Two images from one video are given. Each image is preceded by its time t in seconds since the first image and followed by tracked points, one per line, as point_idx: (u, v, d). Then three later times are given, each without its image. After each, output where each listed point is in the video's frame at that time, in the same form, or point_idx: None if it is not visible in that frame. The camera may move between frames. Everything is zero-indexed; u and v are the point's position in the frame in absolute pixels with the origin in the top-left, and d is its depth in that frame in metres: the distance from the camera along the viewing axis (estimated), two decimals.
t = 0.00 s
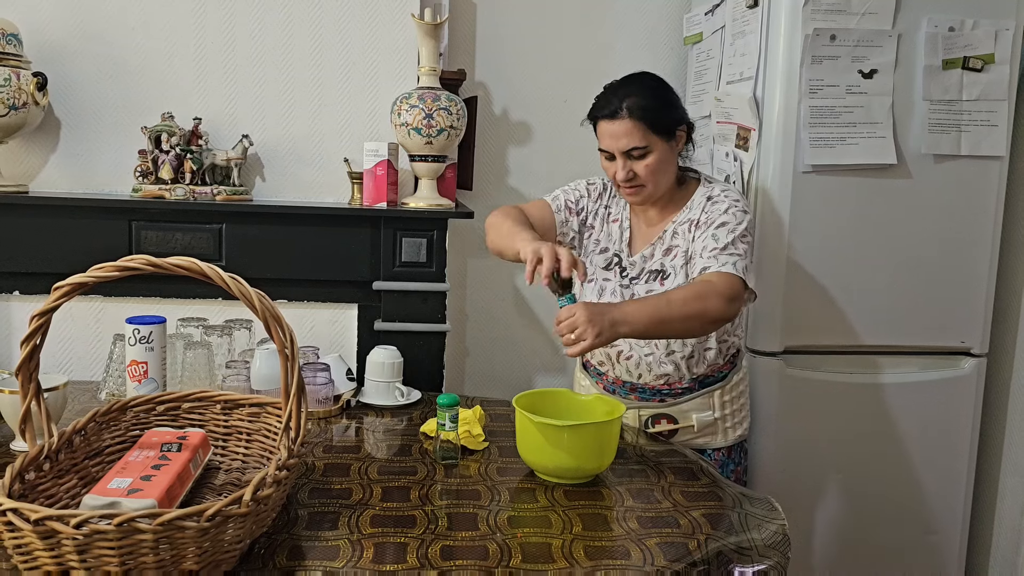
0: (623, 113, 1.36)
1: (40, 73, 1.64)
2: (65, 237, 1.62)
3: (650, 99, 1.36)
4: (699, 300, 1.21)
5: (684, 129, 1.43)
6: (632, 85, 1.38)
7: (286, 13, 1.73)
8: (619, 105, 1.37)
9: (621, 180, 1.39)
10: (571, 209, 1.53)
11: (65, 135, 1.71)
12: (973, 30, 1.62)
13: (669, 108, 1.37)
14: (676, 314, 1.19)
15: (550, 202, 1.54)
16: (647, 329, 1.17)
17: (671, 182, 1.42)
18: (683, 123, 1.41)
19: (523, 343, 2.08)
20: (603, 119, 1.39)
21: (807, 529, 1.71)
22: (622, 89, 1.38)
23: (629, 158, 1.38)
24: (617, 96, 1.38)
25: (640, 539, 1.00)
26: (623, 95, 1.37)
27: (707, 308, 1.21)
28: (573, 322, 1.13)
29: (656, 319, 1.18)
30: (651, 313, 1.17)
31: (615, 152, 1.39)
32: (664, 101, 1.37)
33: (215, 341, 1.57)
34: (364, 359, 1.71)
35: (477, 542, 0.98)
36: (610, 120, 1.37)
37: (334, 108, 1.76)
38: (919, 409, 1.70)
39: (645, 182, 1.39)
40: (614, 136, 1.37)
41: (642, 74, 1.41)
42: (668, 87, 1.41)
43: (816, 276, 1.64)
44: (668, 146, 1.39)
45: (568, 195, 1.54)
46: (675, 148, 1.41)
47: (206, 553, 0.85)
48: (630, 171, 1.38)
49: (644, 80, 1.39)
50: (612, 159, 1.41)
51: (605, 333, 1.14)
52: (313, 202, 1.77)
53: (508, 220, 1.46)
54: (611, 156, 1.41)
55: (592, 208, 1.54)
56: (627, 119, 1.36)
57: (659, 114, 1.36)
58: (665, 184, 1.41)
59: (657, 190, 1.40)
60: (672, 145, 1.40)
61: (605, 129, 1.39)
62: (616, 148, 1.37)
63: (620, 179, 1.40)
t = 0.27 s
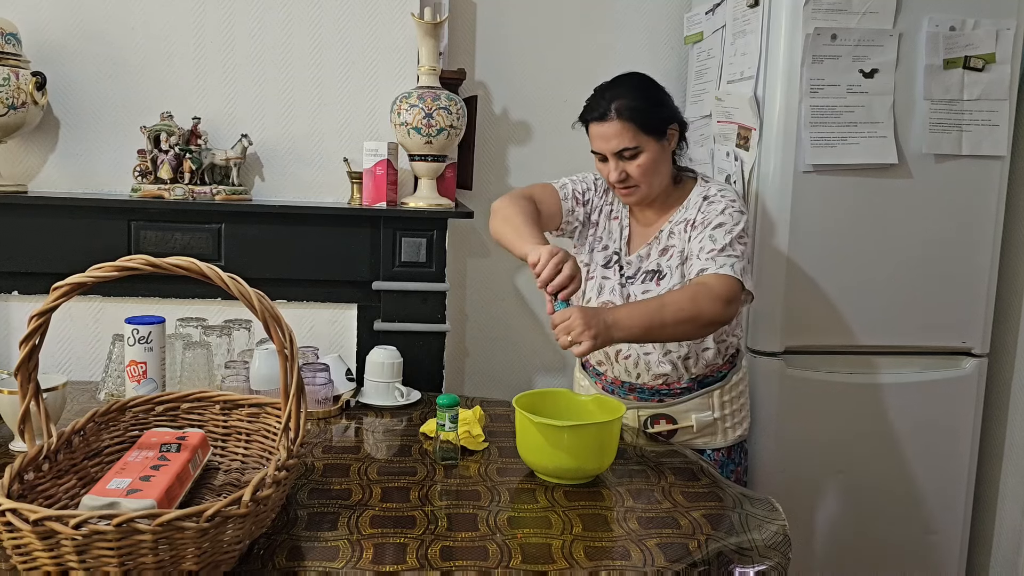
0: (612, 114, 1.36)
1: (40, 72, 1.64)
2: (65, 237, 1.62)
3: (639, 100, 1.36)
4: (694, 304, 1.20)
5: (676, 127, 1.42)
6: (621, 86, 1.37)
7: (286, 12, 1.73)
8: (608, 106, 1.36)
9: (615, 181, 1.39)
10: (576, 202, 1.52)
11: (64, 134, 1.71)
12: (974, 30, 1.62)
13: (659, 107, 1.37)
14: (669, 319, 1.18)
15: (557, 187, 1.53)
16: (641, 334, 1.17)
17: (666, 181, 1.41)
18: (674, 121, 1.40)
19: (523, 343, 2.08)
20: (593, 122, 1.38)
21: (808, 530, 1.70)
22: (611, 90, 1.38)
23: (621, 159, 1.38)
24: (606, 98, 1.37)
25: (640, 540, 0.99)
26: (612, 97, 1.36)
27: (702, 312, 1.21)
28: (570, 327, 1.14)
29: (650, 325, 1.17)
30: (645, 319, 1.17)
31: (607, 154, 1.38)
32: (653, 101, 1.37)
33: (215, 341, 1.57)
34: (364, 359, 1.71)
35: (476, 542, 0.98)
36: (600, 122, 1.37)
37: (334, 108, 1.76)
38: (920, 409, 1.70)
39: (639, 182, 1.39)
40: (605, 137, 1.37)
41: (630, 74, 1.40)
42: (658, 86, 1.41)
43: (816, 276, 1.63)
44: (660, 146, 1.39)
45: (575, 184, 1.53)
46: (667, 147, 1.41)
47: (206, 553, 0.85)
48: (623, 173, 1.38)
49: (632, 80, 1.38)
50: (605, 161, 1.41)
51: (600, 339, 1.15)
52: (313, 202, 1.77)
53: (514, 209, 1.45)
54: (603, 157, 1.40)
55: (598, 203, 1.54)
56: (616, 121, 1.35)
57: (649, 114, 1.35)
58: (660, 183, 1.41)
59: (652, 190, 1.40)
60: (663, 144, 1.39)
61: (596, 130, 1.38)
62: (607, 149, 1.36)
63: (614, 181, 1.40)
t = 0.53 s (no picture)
0: (610, 114, 1.36)
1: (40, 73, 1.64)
2: (65, 237, 1.62)
3: (636, 99, 1.36)
4: (683, 311, 1.21)
5: (674, 125, 1.43)
6: (619, 85, 1.38)
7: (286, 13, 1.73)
8: (606, 106, 1.37)
9: (614, 181, 1.40)
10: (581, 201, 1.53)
11: (65, 135, 1.71)
12: (973, 30, 1.62)
13: (656, 106, 1.38)
14: (659, 329, 1.19)
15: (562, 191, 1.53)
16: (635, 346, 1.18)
17: (664, 180, 1.42)
18: (672, 119, 1.41)
19: (523, 343, 2.08)
20: (591, 122, 1.39)
21: (807, 530, 1.70)
22: (608, 90, 1.38)
23: (619, 159, 1.38)
24: (603, 97, 1.37)
25: (640, 539, 1.00)
26: (609, 96, 1.37)
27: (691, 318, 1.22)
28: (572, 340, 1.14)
29: (643, 337, 1.18)
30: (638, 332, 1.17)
31: (605, 153, 1.39)
32: (650, 99, 1.37)
33: (215, 341, 1.57)
34: (364, 359, 1.71)
35: (477, 542, 0.98)
36: (598, 122, 1.37)
37: (334, 108, 1.76)
38: (919, 409, 1.70)
39: (638, 181, 1.39)
40: (603, 137, 1.37)
41: (628, 73, 1.41)
42: (656, 85, 1.41)
43: (815, 276, 1.63)
44: (658, 144, 1.39)
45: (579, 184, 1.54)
46: (665, 145, 1.41)
47: (206, 553, 0.85)
48: (621, 172, 1.39)
49: (628, 80, 1.39)
50: (604, 160, 1.41)
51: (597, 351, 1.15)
52: (313, 202, 1.77)
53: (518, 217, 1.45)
54: (602, 157, 1.41)
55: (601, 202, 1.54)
56: (614, 120, 1.35)
57: (646, 113, 1.36)
58: (659, 182, 1.41)
59: (651, 189, 1.40)
60: (662, 143, 1.40)
61: (594, 130, 1.39)
62: (605, 149, 1.37)
63: (613, 180, 1.40)
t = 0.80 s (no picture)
0: (612, 114, 1.36)
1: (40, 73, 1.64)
2: (65, 237, 1.62)
3: (638, 100, 1.36)
4: (700, 309, 1.21)
5: (675, 126, 1.43)
6: (620, 86, 1.37)
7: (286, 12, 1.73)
8: (608, 106, 1.36)
9: (615, 181, 1.40)
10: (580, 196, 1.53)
11: (64, 134, 1.71)
12: (973, 30, 1.62)
13: (658, 106, 1.37)
14: (675, 325, 1.19)
15: (559, 182, 1.53)
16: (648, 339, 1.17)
17: (666, 180, 1.42)
18: (674, 120, 1.40)
19: (523, 343, 2.08)
20: (593, 122, 1.38)
21: (807, 530, 1.70)
22: (610, 90, 1.38)
23: (621, 159, 1.38)
24: (605, 97, 1.37)
25: (640, 539, 1.00)
26: (610, 97, 1.37)
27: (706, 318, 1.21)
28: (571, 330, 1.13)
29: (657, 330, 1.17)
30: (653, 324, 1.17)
31: (607, 153, 1.39)
32: (652, 100, 1.37)
33: (215, 341, 1.57)
34: (364, 359, 1.71)
35: (476, 542, 0.98)
36: (600, 122, 1.37)
37: (334, 108, 1.76)
38: (919, 408, 1.70)
39: (639, 181, 1.39)
40: (605, 137, 1.37)
41: (631, 74, 1.40)
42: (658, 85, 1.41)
43: (816, 276, 1.63)
44: (660, 145, 1.39)
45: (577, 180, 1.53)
46: (666, 146, 1.41)
47: (206, 553, 0.85)
48: (623, 172, 1.39)
49: (630, 80, 1.38)
50: (605, 160, 1.41)
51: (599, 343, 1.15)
52: (313, 202, 1.77)
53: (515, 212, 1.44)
54: (604, 157, 1.41)
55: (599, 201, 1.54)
56: (616, 120, 1.35)
57: (648, 114, 1.35)
58: (660, 182, 1.41)
59: (652, 189, 1.40)
60: (663, 144, 1.40)
61: (596, 130, 1.38)
62: (607, 149, 1.36)
63: (614, 180, 1.40)
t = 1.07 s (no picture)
0: (618, 113, 1.36)
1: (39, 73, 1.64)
2: (65, 237, 1.61)
3: (644, 99, 1.36)
4: (683, 309, 1.21)
5: (681, 125, 1.42)
6: (627, 84, 1.38)
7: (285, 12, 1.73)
8: (614, 104, 1.36)
9: (620, 179, 1.40)
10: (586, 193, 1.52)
11: (64, 134, 1.71)
12: (974, 30, 1.62)
13: (663, 105, 1.37)
14: (658, 327, 1.18)
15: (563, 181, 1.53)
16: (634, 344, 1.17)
17: (670, 179, 1.42)
18: (679, 119, 1.40)
19: (523, 343, 2.08)
20: (599, 120, 1.38)
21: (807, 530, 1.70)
22: (616, 89, 1.38)
23: (627, 157, 1.38)
24: (611, 96, 1.37)
25: (640, 539, 0.99)
26: (617, 95, 1.37)
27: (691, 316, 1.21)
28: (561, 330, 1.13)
29: (643, 333, 1.17)
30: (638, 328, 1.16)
31: (612, 152, 1.39)
32: (658, 98, 1.37)
33: (215, 341, 1.57)
34: (363, 359, 1.71)
35: (476, 542, 0.98)
36: (606, 120, 1.37)
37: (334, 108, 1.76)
38: (920, 408, 1.70)
39: (645, 180, 1.39)
40: (610, 136, 1.37)
41: (637, 73, 1.40)
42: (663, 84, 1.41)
43: (816, 275, 1.63)
44: (666, 143, 1.39)
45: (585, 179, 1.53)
46: (672, 145, 1.41)
47: (206, 553, 0.85)
48: (628, 170, 1.38)
49: (636, 78, 1.38)
50: (610, 158, 1.41)
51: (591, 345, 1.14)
52: (313, 202, 1.77)
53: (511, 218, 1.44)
54: (610, 155, 1.41)
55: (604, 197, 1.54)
56: (622, 119, 1.35)
57: (654, 112, 1.35)
58: (664, 181, 1.41)
59: (657, 188, 1.40)
60: (670, 143, 1.40)
61: (602, 128, 1.38)
62: (613, 148, 1.36)
63: (619, 178, 1.40)
